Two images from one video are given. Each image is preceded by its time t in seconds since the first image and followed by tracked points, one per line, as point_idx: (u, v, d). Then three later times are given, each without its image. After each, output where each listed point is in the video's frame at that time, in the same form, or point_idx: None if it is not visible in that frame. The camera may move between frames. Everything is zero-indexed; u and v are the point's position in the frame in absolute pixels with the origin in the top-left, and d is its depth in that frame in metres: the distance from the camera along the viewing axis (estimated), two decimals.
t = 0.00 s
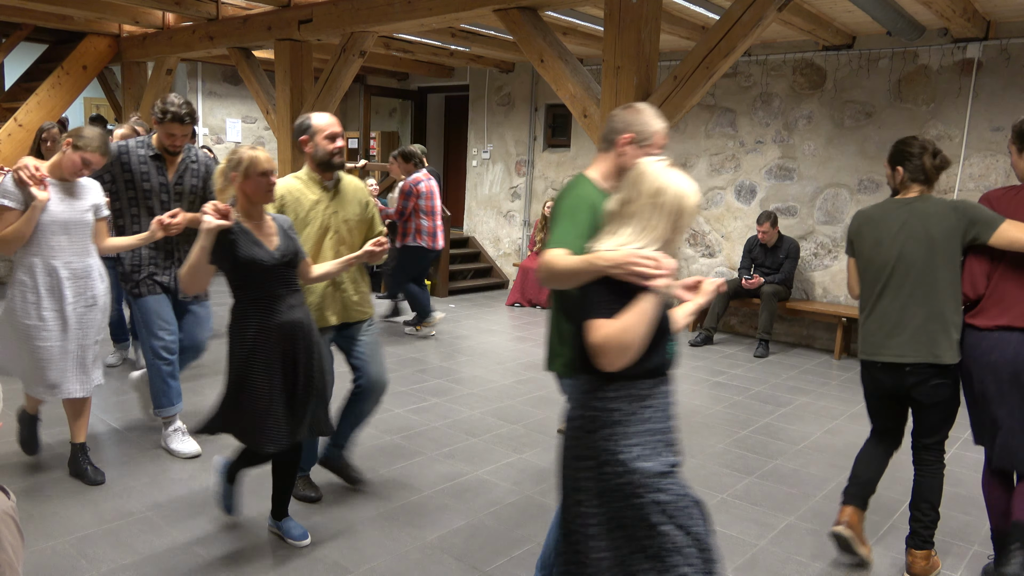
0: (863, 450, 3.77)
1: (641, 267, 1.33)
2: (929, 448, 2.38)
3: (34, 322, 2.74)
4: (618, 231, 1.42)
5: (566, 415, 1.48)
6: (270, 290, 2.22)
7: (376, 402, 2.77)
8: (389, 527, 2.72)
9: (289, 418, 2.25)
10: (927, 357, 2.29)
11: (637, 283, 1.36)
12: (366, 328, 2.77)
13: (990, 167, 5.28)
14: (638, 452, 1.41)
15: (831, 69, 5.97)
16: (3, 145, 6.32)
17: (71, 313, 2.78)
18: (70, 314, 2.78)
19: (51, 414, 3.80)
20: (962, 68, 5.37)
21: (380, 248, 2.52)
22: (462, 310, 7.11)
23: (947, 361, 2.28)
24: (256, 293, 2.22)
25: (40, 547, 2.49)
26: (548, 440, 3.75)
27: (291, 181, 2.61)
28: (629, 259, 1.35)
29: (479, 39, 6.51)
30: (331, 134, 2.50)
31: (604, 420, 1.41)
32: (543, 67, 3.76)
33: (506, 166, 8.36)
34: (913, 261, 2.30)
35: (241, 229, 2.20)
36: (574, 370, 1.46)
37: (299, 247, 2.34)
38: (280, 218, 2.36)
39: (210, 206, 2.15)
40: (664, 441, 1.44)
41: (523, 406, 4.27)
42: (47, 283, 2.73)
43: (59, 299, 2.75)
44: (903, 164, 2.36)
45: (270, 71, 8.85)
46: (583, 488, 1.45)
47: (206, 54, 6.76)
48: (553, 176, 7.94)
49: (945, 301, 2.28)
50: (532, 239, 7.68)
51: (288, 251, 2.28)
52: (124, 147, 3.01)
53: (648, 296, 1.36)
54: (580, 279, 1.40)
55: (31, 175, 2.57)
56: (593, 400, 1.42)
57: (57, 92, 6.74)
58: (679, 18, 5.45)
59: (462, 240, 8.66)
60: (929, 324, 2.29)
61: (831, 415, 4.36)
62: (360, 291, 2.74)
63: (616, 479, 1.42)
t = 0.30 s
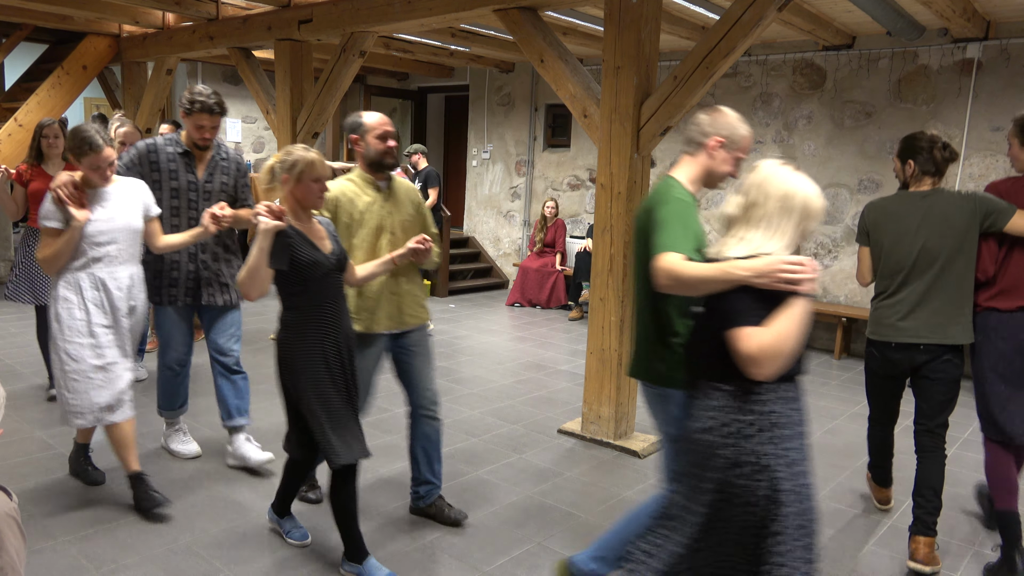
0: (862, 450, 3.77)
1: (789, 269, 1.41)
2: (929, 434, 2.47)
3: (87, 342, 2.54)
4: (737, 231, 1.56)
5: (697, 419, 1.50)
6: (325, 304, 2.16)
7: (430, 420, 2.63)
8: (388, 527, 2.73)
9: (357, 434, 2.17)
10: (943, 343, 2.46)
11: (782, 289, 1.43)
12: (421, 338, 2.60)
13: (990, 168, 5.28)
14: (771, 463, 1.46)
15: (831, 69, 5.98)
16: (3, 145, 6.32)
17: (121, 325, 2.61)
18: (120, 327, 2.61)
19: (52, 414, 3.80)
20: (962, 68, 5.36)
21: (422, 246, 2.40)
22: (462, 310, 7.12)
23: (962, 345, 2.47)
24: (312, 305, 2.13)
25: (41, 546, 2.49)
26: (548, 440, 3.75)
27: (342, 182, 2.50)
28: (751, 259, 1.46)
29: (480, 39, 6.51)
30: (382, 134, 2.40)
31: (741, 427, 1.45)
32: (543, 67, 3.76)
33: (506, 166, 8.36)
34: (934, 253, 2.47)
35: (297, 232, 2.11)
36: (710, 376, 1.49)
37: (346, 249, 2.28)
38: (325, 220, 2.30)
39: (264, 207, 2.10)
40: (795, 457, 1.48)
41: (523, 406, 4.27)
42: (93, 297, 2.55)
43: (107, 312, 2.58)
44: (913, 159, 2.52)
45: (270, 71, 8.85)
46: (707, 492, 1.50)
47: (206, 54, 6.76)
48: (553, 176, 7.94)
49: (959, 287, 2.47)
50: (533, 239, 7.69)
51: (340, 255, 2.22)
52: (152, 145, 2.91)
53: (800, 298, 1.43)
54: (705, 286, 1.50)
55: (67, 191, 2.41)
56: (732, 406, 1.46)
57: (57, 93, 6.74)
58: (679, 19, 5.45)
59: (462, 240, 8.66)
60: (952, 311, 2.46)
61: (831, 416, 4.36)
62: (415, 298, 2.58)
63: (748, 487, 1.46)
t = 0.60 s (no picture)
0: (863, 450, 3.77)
1: (926, 271, 1.55)
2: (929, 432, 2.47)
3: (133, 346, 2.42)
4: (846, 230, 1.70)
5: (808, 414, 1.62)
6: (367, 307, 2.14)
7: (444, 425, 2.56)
8: (388, 527, 2.72)
9: (389, 443, 2.15)
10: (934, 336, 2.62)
11: (919, 288, 1.57)
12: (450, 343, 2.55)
13: (990, 168, 5.28)
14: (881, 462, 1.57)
15: (831, 69, 5.97)
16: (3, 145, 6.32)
17: (167, 327, 2.47)
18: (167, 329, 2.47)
19: (52, 413, 3.80)
20: (962, 68, 5.36)
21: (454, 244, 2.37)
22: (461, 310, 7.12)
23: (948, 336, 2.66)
24: (354, 307, 2.12)
25: (41, 546, 2.49)
26: (548, 439, 3.75)
27: (382, 174, 2.46)
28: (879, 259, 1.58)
29: (479, 39, 6.51)
30: (423, 127, 2.40)
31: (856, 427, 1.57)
32: (543, 67, 3.76)
33: (506, 166, 8.36)
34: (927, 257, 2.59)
35: (338, 234, 2.10)
36: (826, 376, 1.61)
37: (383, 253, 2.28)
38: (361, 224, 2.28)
39: (309, 205, 2.04)
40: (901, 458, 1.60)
41: (523, 406, 4.27)
42: (138, 298, 2.42)
43: (152, 313, 2.45)
44: (908, 164, 2.55)
45: (270, 71, 8.85)
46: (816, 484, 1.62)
47: (206, 54, 6.75)
48: (553, 176, 7.94)
49: (962, 288, 2.63)
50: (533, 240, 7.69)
51: (378, 259, 2.22)
52: (186, 145, 2.83)
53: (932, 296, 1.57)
54: (828, 277, 1.60)
55: (111, 185, 2.30)
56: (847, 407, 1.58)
57: (57, 92, 6.74)
58: (679, 19, 5.45)
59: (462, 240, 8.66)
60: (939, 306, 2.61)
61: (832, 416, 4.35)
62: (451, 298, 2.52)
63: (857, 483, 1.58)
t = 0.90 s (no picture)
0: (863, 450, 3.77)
1: (1010, 278, 1.62)
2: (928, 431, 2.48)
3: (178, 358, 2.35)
4: (914, 243, 1.75)
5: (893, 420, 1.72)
6: (389, 310, 2.16)
7: (484, 427, 2.54)
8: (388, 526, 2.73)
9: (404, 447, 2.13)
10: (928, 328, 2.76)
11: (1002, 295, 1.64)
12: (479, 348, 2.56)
13: (990, 168, 5.28)
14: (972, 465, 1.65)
15: (831, 69, 5.97)
16: (4, 146, 6.31)
17: (212, 342, 2.40)
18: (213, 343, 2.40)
19: (52, 414, 3.80)
20: (962, 68, 5.36)
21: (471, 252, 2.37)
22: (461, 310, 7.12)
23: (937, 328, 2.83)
24: (374, 311, 2.12)
25: (41, 547, 2.49)
26: (548, 439, 3.75)
27: (401, 185, 2.47)
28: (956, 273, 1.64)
29: (479, 39, 6.51)
30: (446, 136, 2.39)
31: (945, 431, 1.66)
32: (543, 67, 3.76)
33: (506, 166, 8.36)
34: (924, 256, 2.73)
35: (354, 240, 2.08)
36: (915, 389, 1.69)
37: (399, 251, 2.28)
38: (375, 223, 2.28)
39: (324, 215, 1.97)
40: (994, 465, 1.68)
41: (523, 406, 4.27)
42: (185, 313, 2.36)
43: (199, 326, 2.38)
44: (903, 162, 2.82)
45: (270, 71, 8.85)
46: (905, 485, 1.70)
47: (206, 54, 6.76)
48: (553, 176, 7.94)
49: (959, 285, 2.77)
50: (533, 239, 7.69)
51: (394, 262, 2.22)
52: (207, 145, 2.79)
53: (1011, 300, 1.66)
54: (913, 301, 1.65)
55: (159, 191, 2.26)
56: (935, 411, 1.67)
57: (57, 92, 6.73)
58: (679, 18, 5.45)
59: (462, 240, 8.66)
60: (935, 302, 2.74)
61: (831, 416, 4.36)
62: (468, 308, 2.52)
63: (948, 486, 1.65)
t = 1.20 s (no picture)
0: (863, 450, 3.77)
1: None
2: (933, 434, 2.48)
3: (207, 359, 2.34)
4: (956, 229, 1.87)
5: (942, 410, 1.82)
6: (401, 312, 2.17)
7: (521, 435, 2.58)
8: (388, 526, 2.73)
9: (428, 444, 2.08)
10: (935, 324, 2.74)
11: None
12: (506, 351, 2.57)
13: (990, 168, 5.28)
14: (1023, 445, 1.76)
15: (831, 69, 5.97)
16: (3, 146, 6.31)
17: (234, 340, 2.40)
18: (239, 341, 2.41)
19: (52, 414, 3.80)
20: (962, 69, 5.36)
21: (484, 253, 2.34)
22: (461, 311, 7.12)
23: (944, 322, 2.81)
24: (383, 316, 2.12)
25: (41, 547, 2.49)
26: (548, 439, 3.75)
27: (418, 186, 2.47)
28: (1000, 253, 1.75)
29: (479, 39, 6.51)
30: (463, 136, 2.40)
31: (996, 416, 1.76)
32: (543, 67, 3.76)
33: (506, 166, 8.36)
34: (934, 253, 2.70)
35: (360, 247, 2.08)
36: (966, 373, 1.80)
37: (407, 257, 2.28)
38: (383, 229, 2.28)
39: (324, 228, 1.97)
40: None
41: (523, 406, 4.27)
42: (208, 312, 2.35)
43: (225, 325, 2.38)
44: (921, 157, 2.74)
45: (270, 71, 8.85)
46: (958, 471, 1.81)
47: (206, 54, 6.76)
48: (553, 176, 7.94)
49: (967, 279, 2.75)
50: (533, 239, 7.69)
51: (402, 268, 2.22)
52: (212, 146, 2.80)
53: None
54: (956, 282, 1.76)
55: (167, 192, 2.19)
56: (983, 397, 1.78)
57: (57, 92, 6.73)
58: (678, 19, 5.45)
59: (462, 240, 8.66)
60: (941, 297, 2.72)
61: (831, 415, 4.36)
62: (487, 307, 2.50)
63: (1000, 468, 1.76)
